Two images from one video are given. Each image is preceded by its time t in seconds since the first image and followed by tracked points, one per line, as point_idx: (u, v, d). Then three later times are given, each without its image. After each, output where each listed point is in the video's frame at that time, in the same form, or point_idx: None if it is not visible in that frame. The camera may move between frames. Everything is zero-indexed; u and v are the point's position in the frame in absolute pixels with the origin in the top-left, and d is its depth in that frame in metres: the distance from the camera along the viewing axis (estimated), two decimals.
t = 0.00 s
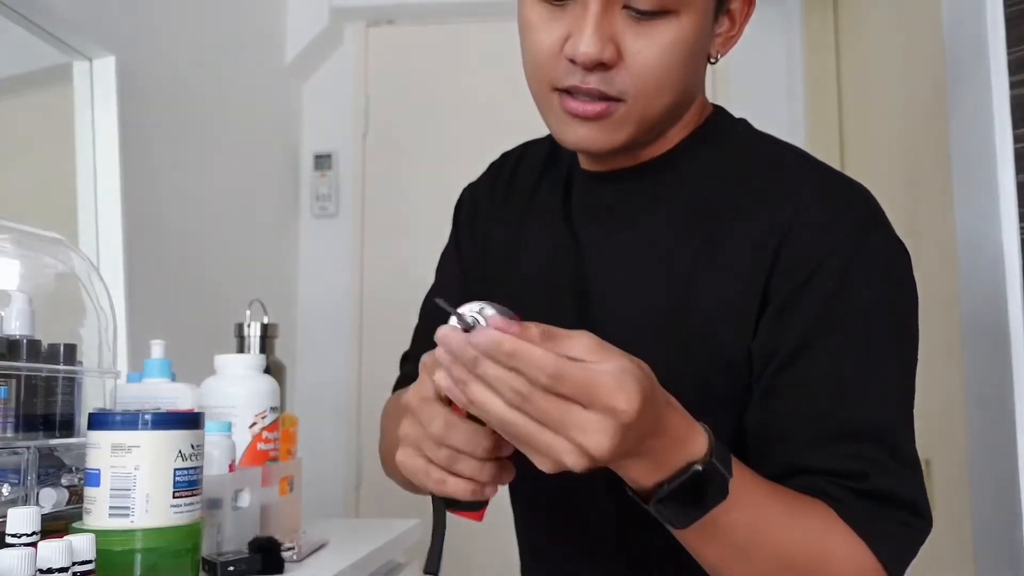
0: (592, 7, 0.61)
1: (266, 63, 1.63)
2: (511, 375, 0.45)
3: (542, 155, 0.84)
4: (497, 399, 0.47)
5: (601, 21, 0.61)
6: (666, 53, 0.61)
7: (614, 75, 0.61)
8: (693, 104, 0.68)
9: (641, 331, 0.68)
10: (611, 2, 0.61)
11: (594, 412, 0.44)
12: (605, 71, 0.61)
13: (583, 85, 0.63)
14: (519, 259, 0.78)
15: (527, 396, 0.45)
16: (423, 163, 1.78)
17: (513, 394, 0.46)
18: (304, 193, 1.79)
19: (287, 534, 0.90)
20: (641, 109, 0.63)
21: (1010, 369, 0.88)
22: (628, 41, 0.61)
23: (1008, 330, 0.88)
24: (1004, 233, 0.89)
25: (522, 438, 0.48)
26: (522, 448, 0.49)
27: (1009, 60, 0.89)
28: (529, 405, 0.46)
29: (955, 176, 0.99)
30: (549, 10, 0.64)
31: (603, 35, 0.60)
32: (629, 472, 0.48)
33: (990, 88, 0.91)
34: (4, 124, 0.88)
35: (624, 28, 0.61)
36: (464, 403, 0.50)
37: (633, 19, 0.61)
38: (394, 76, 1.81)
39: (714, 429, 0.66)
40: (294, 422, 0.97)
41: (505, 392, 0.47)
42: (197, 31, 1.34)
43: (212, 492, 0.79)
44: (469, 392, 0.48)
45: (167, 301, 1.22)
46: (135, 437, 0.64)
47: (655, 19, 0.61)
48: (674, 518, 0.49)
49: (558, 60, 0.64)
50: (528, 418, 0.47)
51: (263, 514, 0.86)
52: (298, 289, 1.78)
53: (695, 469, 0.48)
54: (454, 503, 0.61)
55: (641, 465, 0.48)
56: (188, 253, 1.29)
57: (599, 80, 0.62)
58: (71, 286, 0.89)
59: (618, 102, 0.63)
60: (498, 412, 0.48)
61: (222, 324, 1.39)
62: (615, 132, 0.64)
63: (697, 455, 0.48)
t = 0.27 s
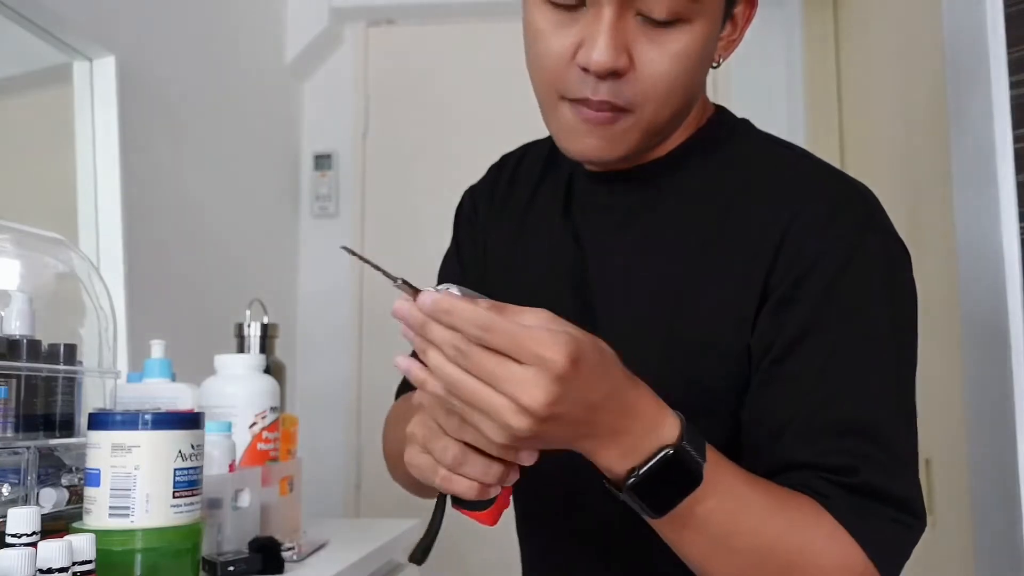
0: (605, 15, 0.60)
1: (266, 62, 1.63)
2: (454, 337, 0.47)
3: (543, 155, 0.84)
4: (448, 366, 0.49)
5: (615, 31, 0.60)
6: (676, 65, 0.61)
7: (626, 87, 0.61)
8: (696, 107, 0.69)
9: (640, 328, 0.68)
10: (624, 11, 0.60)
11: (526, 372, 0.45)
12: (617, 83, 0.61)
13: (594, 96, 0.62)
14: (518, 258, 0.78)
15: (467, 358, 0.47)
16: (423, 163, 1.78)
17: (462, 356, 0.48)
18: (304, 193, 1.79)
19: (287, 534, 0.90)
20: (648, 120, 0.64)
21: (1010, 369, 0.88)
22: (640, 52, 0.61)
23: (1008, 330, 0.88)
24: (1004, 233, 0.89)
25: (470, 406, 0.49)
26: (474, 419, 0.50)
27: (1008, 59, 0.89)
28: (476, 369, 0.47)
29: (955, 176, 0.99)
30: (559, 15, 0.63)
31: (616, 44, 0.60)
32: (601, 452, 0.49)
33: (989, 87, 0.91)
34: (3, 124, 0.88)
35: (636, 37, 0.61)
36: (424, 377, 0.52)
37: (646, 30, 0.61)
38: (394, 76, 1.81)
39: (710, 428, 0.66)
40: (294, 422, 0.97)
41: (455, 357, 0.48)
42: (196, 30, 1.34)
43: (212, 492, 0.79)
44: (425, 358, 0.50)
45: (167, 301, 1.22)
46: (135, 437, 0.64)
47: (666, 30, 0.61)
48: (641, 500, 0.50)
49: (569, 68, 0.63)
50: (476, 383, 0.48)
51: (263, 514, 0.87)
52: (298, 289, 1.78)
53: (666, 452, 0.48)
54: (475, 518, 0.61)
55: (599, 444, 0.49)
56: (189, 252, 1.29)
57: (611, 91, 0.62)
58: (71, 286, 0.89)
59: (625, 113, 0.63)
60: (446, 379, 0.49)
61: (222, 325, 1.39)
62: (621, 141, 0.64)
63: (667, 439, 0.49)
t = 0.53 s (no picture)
0: (628, 24, 0.60)
1: (266, 62, 1.63)
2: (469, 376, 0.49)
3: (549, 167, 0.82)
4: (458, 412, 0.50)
5: (641, 39, 0.60)
6: (702, 66, 0.61)
7: (657, 93, 0.61)
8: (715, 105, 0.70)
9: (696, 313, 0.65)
10: (647, 18, 0.60)
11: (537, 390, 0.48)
12: (646, 91, 0.61)
13: (623, 104, 0.62)
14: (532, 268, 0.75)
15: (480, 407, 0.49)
16: (423, 163, 1.78)
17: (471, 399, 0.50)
18: (304, 193, 1.79)
19: (287, 534, 0.90)
20: (677, 121, 0.64)
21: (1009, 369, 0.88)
22: (667, 56, 0.61)
23: (1008, 330, 0.88)
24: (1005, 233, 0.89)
25: (480, 449, 0.49)
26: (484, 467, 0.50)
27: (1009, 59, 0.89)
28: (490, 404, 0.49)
29: (955, 176, 0.99)
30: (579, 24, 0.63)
31: (643, 51, 0.60)
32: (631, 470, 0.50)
33: (988, 87, 0.91)
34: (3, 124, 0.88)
35: (661, 43, 0.61)
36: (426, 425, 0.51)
37: (671, 33, 0.60)
38: (394, 76, 1.81)
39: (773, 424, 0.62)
40: (294, 421, 0.97)
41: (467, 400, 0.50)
42: (196, 30, 1.34)
43: (212, 492, 0.79)
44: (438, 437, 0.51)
45: (166, 301, 1.22)
46: (135, 437, 0.64)
47: (689, 33, 0.61)
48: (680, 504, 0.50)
49: (595, 78, 0.63)
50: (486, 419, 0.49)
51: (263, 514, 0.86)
52: (298, 289, 1.78)
53: (692, 454, 0.49)
54: (445, 534, 0.63)
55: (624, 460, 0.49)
56: (189, 252, 1.29)
57: (640, 98, 0.62)
58: (70, 285, 0.89)
59: (659, 116, 0.63)
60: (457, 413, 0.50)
61: (222, 324, 1.39)
62: (660, 143, 0.65)
63: (688, 442, 0.50)
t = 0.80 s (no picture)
0: (566, 19, 0.61)
1: (266, 62, 1.63)
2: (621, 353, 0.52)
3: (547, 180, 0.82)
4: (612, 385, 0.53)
5: (579, 32, 0.61)
6: (648, 49, 0.61)
7: (602, 81, 0.61)
8: (689, 100, 0.70)
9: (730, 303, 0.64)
10: (585, 10, 0.61)
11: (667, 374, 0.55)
12: (590, 80, 0.61)
13: (574, 97, 0.63)
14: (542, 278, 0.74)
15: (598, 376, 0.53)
16: (423, 163, 1.78)
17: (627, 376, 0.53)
18: (304, 193, 1.79)
19: (287, 534, 0.90)
20: (636, 108, 0.63)
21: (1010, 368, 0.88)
22: (609, 45, 0.61)
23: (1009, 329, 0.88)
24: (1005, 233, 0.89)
25: (653, 424, 0.51)
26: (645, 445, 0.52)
27: (1009, 59, 0.89)
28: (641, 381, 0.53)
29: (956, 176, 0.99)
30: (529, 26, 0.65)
31: (583, 44, 0.60)
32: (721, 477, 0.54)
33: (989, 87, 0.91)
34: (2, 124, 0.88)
35: (601, 34, 0.61)
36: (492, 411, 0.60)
37: (609, 23, 0.61)
38: (394, 76, 1.81)
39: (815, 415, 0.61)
40: (294, 421, 0.97)
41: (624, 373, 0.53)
42: (196, 30, 1.34)
43: (212, 492, 0.79)
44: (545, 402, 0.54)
45: (166, 301, 1.22)
46: (134, 437, 0.64)
47: (631, 18, 0.60)
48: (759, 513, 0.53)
49: (546, 75, 0.64)
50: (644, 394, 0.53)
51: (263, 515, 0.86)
52: (298, 289, 1.78)
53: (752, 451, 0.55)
54: (430, 490, 0.61)
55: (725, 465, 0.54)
56: (189, 251, 1.29)
57: (588, 88, 0.62)
58: (69, 286, 0.89)
59: (611, 106, 0.63)
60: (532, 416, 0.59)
61: (222, 325, 1.39)
62: (618, 133, 0.64)
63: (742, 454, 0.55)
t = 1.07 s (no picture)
0: None
1: (266, 61, 1.63)
2: (641, 282, 0.56)
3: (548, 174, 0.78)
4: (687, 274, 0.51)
5: (587, 9, 0.61)
6: (655, 27, 0.61)
7: (606, 59, 0.61)
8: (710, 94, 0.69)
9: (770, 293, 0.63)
10: None
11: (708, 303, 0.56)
12: (596, 54, 0.61)
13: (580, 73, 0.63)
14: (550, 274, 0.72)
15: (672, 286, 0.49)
16: (423, 164, 1.78)
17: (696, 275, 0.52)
18: (303, 193, 1.79)
19: (286, 534, 0.90)
20: (640, 88, 0.62)
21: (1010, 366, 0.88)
22: (615, 24, 0.61)
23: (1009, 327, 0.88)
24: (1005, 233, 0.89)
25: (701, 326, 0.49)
26: (695, 329, 0.48)
27: (1009, 60, 0.89)
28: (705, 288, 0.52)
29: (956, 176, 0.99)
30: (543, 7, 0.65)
31: (590, 20, 0.61)
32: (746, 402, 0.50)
33: (989, 87, 0.91)
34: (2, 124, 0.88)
35: (609, 13, 0.61)
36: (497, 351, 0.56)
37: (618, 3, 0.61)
38: (394, 76, 1.81)
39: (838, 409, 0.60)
40: (294, 422, 0.97)
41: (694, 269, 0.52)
42: (196, 30, 1.34)
43: (212, 492, 0.79)
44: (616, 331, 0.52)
45: (166, 301, 1.22)
46: (134, 437, 0.64)
47: None
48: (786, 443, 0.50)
49: (553, 55, 0.64)
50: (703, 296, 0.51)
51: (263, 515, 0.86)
52: (298, 289, 1.78)
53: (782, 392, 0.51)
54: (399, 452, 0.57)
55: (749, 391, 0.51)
56: (189, 251, 1.29)
57: (591, 67, 0.62)
58: (69, 285, 0.89)
59: (614, 87, 0.63)
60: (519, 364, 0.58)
61: (222, 324, 1.39)
62: (625, 116, 0.63)
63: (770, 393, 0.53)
